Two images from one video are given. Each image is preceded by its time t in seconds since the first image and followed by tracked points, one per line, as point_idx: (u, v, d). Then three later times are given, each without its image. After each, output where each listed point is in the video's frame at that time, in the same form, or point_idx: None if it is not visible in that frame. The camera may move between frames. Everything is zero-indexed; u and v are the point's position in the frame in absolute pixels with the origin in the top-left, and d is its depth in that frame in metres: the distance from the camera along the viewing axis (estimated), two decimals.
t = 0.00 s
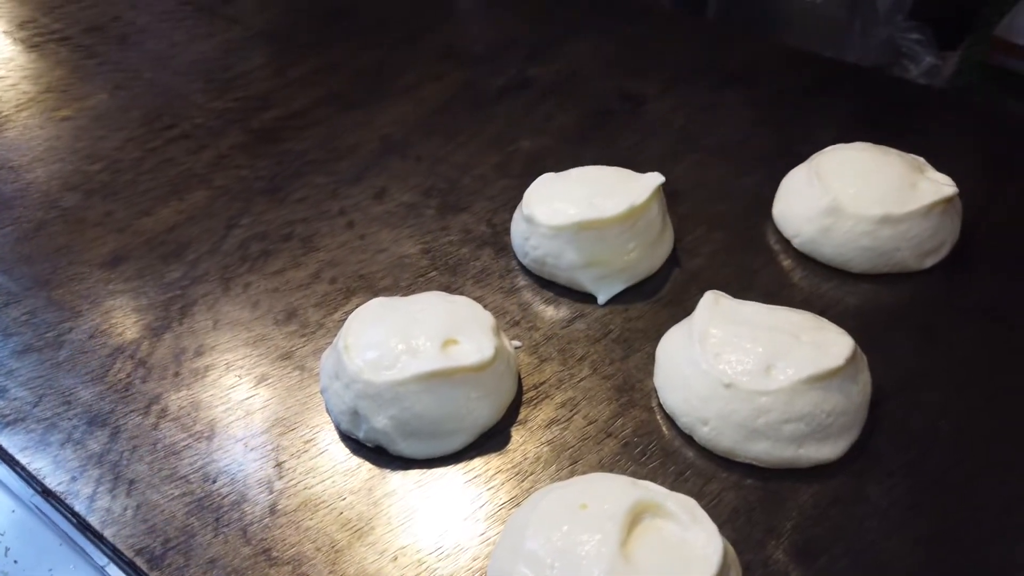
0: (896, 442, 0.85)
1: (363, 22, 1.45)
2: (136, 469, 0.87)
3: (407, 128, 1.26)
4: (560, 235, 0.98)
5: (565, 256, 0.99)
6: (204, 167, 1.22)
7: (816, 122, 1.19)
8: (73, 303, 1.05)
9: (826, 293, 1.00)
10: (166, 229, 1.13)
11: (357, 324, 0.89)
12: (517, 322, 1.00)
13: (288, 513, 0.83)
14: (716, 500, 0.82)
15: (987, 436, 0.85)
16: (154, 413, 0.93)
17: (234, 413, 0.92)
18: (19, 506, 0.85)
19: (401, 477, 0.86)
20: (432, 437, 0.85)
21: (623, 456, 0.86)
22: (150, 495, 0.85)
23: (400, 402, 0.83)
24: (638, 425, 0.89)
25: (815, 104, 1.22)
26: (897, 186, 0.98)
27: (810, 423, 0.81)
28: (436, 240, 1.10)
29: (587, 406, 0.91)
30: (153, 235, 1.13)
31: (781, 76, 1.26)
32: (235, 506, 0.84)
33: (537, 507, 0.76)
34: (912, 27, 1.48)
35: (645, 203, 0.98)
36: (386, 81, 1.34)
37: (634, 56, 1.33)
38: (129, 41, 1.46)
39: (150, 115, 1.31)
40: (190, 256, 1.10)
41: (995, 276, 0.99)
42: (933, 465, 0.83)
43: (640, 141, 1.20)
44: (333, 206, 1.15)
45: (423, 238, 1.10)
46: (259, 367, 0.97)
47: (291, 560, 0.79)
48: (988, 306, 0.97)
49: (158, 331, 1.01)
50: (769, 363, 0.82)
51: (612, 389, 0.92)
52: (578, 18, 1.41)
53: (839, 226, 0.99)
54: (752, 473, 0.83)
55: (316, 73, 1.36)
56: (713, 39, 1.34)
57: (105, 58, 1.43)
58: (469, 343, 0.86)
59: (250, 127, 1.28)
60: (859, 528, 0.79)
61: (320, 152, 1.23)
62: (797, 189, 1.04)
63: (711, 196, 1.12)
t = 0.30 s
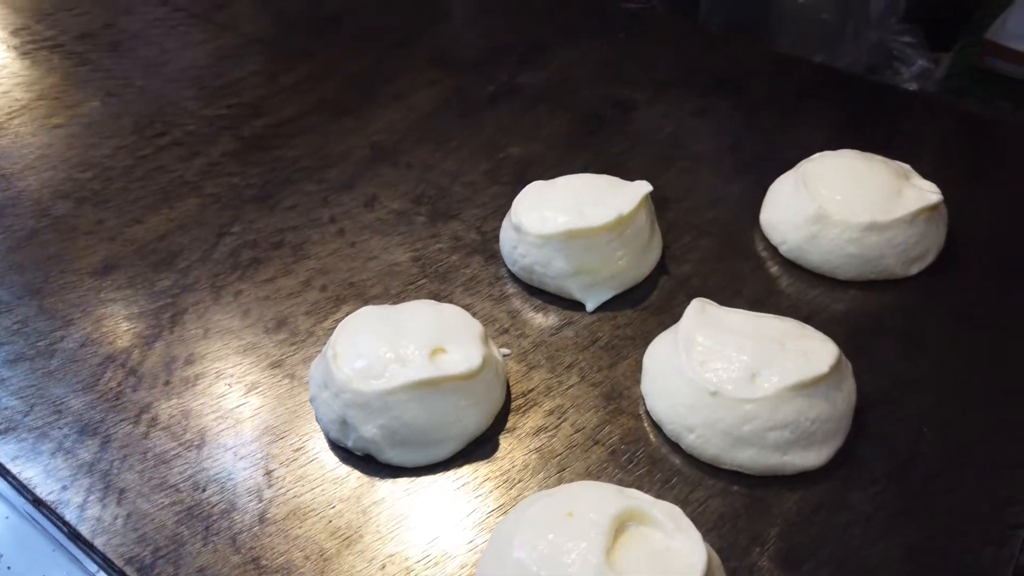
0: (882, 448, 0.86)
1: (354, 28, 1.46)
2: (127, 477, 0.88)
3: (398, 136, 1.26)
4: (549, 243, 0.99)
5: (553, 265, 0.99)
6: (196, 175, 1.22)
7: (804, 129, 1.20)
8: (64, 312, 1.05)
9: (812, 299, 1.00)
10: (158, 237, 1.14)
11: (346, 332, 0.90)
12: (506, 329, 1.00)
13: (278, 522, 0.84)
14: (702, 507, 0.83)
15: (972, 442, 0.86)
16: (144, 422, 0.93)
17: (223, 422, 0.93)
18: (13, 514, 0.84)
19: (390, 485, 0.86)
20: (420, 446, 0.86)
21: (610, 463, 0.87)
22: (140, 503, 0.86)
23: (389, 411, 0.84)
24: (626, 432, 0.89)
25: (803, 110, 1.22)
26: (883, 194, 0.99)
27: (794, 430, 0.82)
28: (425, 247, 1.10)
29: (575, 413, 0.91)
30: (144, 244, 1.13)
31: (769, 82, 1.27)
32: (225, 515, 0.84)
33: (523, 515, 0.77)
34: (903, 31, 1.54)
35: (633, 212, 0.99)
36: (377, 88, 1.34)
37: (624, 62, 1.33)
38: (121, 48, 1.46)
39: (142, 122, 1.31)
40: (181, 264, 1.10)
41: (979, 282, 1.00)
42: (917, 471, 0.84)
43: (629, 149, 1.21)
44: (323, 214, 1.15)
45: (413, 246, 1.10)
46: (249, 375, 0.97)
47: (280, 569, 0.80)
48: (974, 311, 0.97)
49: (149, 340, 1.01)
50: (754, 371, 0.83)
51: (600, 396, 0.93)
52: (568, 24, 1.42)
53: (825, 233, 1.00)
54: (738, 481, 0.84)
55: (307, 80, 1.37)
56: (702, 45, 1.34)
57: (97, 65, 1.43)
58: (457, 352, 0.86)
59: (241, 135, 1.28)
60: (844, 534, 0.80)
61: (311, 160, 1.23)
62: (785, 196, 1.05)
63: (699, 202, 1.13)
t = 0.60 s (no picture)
0: (869, 454, 0.86)
1: (344, 35, 1.46)
2: (116, 487, 0.88)
3: (388, 143, 1.26)
4: (538, 251, 0.99)
5: (542, 272, 1.00)
6: (186, 184, 1.22)
7: (792, 135, 1.21)
8: (54, 321, 1.05)
9: (800, 306, 1.01)
10: (148, 245, 1.14)
11: (335, 341, 0.90)
12: (496, 337, 1.00)
13: (267, 531, 0.84)
14: (691, 514, 0.83)
15: (959, 447, 0.86)
16: (134, 431, 0.93)
17: (214, 431, 0.93)
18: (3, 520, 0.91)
19: (380, 494, 0.86)
20: (409, 454, 0.86)
21: (599, 470, 0.87)
22: (130, 513, 0.85)
23: (378, 419, 0.84)
24: (615, 439, 0.89)
25: (792, 116, 1.23)
26: (870, 200, 1.00)
27: (782, 437, 0.82)
28: (416, 255, 1.10)
29: (564, 420, 0.91)
30: (134, 252, 1.13)
31: (757, 89, 1.28)
32: (214, 524, 0.84)
33: (512, 523, 0.77)
34: (895, 34, 1.52)
35: (622, 220, 0.99)
36: (367, 96, 1.34)
37: (614, 69, 1.34)
38: (112, 56, 1.46)
39: (132, 130, 1.31)
40: (171, 273, 1.10)
41: (967, 287, 1.01)
42: (905, 476, 0.84)
43: (619, 156, 1.21)
44: (314, 222, 1.15)
45: (404, 254, 1.11)
46: (239, 384, 0.97)
47: None
48: (962, 317, 0.98)
49: (139, 349, 1.01)
50: (742, 378, 0.84)
51: (590, 403, 0.93)
52: (558, 31, 1.42)
53: (813, 239, 1.01)
54: (727, 487, 0.84)
55: (298, 87, 1.37)
56: (691, 52, 1.35)
57: (87, 73, 1.43)
58: (446, 360, 0.87)
59: (232, 143, 1.28)
60: (832, 540, 0.80)
61: (302, 167, 1.24)
62: (773, 202, 1.06)
63: (689, 209, 1.13)
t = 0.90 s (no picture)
0: (860, 464, 0.86)
1: (334, 46, 1.46)
2: (102, 502, 0.87)
3: (377, 154, 1.26)
4: (527, 262, 0.99)
5: (532, 284, 1.00)
6: (175, 196, 1.22)
7: (781, 145, 1.21)
8: (41, 335, 1.04)
9: (790, 315, 1.01)
10: (136, 258, 1.13)
11: (323, 353, 0.89)
12: (485, 348, 1.00)
13: (255, 546, 0.83)
14: (681, 526, 0.83)
15: (949, 456, 0.86)
16: (121, 446, 0.92)
17: (201, 445, 0.92)
18: None
19: (369, 508, 0.86)
20: (398, 467, 0.85)
21: (589, 482, 0.87)
22: (116, 529, 0.85)
23: (367, 432, 0.83)
24: (605, 451, 0.89)
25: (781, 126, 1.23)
26: (859, 210, 1.00)
27: (772, 448, 0.82)
28: (405, 266, 1.10)
29: (554, 432, 0.91)
30: (122, 265, 1.13)
31: (746, 99, 1.28)
32: (202, 539, 0.84)
33: (502, 537, 0.76)
34: (882, 44, 1.55)
35: (611, 231, 0.99)
36: (357, 107, 1.34)
37: (603, 79, 1.34)
38: (100, 68, 1.46)
39: (121, 142, 1.31)
40: (159, 285, 1.10)
41: (955, 296, 1.01)
42: (895, 486, 0.84)
43: (608, 166, 1.21)
44: (303, 233, 1.15)
45: (393, 265, 1.10)
46: (227, 397, 0.97)
47: None
48: (950, 326, 0.98)
49: (126, 363, 1.01)
50: (731, 389, 0.83)
51: (580, 415, 0.93)
52: (548, 41, 1.42)
53: (802, 249, 1.01)
54: (717, 498, 0.84)
55: (288, 99, 1.37)
56: (680, 62, 1.35)
57: (76, 84, 1.43)
58: (435, 373, 0.86)
59: (221, 154, 1.28)
60: (822, 551, 0.80)
61: (291, 179, 1.23)
62: (762, 213, 1.06)
63: (678, 219, 1.13)
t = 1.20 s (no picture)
0: (839, 478, 0.87)
1: (322, 60, 1.47)
2: (86, 520, 0.87)
3: (364, 169, 1.27)
4: (511, 277, 1.00)
5: (515, 298, 1.00)
6: (162, 211, 1.22)
7: (764, 158, 1.22)
8: (26, 352, 1.05)
9: (771, 328, 1.02)
10: (123, 273, 1.14)
11: (308, 370, 0.90)
12: (470, 363, 1.01)
13: (238, 564, 0.83)
14: (662, 539, 0.83)
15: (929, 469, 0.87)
16: (105, 463, 0.93)
17: (186, 461, 0.92)
18: None
19: (353, 524, 0.86)
20: (381, 484, 0.86)
21: (572, 497, 0.87)
22: (100, 547, 0.85)
23: (350, 449, 0.84)
24: (588, 465, 0.90)
25: (764, 140, 1.25)
26: (839, 224, 1.01)
27: (752, 462, 0.83)
28: (391, 280, 1.11)
29: (537, 447, 0.92)
30: (109, 280, 1.13)
31: (730, 113, 1.29)
32: (185, 557, 0.84)
33: (485, 553, 0.77)
34: (868, 55, 1.68)
35: (594, 245, 1.00)
36: (344, 121, 1.35)
37: (589, 93, 1.35)
38: (89, 83, 1.47)
39: (108, 157, 1.31)
40: (146, 301, 1.10)
41: (935, 308, 1.02)
42: (874, 499, 0.85)
43: (593, 181, 1.22)
44: (289, 248, 1.16)
45: (379, 280, 1.11)
46: (213, 414, 0.97)
47: None
48: (930, 338, 0.99)
49: (111, 379, 1.01)
50: (712, 403, 0.84)
51: (563, 429, 0.93)
52: (535, 55, 1.43)
53: (783, 263, 1.02)
54: (698, 512, 0.85)
55: (275, 113, 1.37)
56: (665, 75, 1.36)
57: (64, 100, 1.43)
58: (418, 389, 0.87)
59: (208, 169, 1.28)
60: (802, 564, 0.80)
61: (278, 194, 1.24)
62: (744, 226, 1.07)
63: (661, 232, 1.14)
